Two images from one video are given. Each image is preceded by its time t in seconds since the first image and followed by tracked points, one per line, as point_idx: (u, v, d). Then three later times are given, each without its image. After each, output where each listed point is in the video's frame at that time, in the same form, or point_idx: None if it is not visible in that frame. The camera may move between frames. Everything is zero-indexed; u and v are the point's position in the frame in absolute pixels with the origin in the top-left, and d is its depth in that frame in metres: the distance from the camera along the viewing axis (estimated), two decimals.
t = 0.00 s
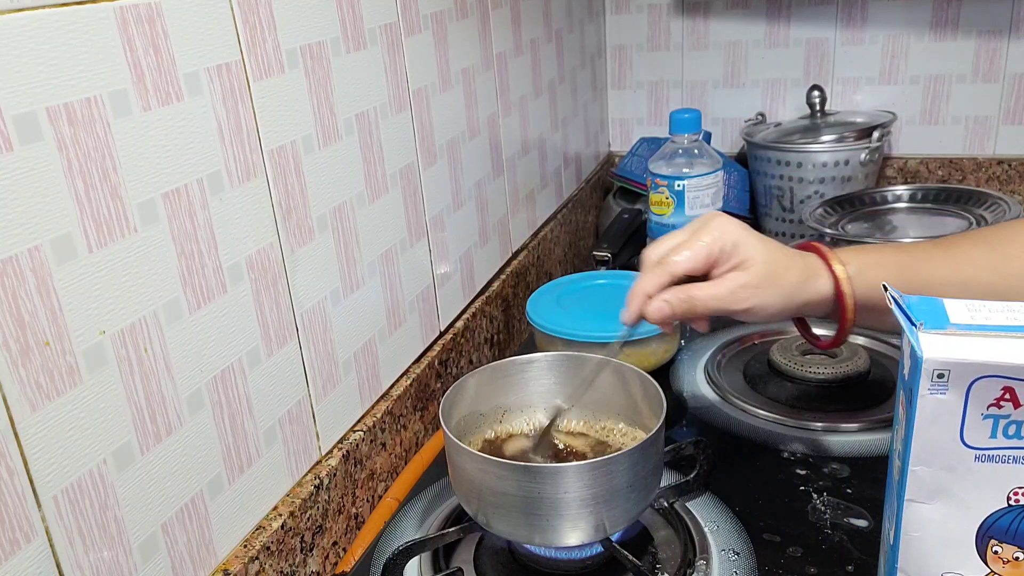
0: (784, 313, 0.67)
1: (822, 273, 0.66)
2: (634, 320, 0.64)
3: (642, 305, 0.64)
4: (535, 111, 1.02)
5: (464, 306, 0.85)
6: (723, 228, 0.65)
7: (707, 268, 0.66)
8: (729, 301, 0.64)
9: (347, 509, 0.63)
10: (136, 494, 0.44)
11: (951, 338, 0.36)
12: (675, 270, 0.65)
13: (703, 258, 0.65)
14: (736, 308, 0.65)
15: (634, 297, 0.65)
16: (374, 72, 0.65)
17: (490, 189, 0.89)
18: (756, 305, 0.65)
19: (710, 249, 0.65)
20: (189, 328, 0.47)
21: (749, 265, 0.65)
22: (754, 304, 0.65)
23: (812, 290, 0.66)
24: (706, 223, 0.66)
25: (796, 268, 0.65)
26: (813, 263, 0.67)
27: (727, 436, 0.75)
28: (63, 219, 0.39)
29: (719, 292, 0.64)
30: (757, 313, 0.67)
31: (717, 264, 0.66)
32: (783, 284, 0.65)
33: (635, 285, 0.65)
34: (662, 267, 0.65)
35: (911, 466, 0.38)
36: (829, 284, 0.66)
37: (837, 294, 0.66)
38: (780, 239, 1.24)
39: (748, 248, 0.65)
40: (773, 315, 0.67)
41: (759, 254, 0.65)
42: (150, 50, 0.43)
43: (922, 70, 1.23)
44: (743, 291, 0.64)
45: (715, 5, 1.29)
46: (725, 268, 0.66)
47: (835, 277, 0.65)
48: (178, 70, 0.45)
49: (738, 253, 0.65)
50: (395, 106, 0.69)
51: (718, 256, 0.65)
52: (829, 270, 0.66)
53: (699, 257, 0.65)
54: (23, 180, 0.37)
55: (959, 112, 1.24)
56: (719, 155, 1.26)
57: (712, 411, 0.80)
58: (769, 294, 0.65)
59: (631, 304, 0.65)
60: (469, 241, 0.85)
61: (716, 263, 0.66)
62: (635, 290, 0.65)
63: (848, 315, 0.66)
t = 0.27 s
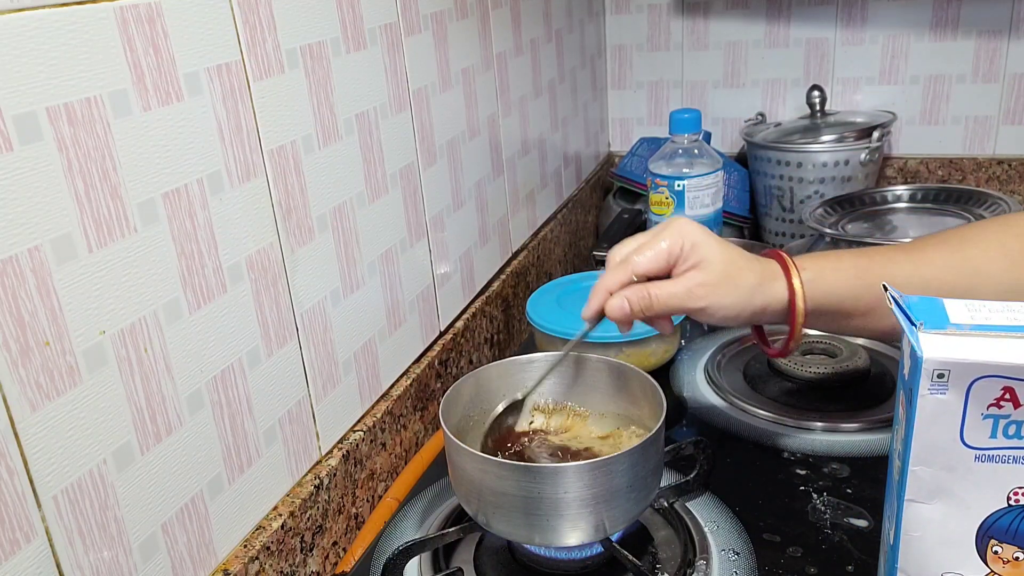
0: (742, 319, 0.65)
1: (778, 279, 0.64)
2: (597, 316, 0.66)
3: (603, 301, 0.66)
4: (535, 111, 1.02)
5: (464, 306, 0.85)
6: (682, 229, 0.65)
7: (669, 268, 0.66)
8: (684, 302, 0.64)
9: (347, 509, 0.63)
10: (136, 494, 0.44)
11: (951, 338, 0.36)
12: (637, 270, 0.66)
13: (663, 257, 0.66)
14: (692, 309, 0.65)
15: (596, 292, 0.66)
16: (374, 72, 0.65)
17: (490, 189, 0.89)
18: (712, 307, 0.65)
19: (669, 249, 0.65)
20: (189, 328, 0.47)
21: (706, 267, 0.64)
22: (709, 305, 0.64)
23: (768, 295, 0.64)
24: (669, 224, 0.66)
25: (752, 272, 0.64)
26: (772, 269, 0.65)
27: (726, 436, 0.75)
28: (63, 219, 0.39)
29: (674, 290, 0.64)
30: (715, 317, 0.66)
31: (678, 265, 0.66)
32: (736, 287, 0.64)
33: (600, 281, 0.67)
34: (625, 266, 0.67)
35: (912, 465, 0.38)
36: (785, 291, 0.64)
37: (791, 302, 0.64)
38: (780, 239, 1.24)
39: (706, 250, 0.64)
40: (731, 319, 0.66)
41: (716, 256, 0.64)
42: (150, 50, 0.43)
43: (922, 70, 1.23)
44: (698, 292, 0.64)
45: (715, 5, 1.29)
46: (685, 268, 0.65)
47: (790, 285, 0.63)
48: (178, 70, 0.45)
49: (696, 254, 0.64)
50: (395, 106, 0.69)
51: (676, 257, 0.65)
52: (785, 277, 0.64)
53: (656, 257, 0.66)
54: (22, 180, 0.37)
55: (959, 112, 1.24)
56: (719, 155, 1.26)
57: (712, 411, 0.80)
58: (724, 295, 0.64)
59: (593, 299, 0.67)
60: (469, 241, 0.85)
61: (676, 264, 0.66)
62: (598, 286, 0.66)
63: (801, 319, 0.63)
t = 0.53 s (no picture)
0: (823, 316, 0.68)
1: (863, 278, 0.67)
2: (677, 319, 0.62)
3: (687, 298, 0.63)
4: (535, 111, 1.02)
5: (464, 306, 0.85)
6: (765, 222, 0.66)
7: (748, 263, 0.67)
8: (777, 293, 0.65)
9: (347, 509, 0.63)
10: (136, 494, 0.44)
11: (952, 338, 0.36)
12: (719, 263, 0.65)
13: (749, 250, 0.66)
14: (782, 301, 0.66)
15: (680, 289, 0.63)
16: (374, 72, 0.65)
17: (490, 189, 0.89)
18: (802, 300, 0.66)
19: (756, 241, 0.66)
20: (189, 328, 0.47)
21: (789, 259, 0.66)
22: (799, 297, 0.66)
23: (853, 294, 0.67)
24: (746, 218, 0.67)
25: (840, 269, 0.66)
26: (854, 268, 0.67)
27: (726, 436, 0.75)
28: (63, 218, 0.39)
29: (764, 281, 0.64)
30: (802, 310, 0.67)
31: (760, 258, 0.67)
32: (829, 281, 0.66)
33: (681, 277, 0.64)
34: (702, 259, 0.65)
35: (911, 465, 0.38)
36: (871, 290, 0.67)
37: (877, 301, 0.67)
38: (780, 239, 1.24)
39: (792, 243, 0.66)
40: (817, 313, 0.67)
41: (799, 250, 0.66)
42: (150, 50, 0.43)
43: (922, 70, 1.23)
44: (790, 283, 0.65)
45: (715, 5, 1.29)
46: (767, 262, 0.67)
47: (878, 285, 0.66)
48: (178, 70, 0.45)
49: (778, 249, 0.66)
50: (395, 106, 0.69)
51: (760, 250, 0.66)
52: (869, 278, 0.67)
53: (739, 250, 0.66)
54: (22, 179, 0.37)
55: (959, 112, 1.24)
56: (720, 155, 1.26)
57: (712, 411, 0.80)
58: (817, 288, 0.66)
59: (675, 298, 0.63)
60: (469, 241, 0.85)
61: (757, 259, 0.67)
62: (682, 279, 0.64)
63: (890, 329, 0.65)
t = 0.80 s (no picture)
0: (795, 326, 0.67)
1: (818, 297, 0.66)
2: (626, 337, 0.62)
3: (639, 315, 0.62)
4: (535, 111, 1.02)
5: (464, 306, 0.85)
6: (721, 242, 0.66)
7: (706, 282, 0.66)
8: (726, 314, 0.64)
9: (347, 509, 0.63)
10: (136, 495, 0.44)
11: (952, 338, 0.36)
12: (672, 283, 0.65)
13: (703, 270, 0.65)
14: (733, 322, 0.65)
15: (629, 305, 0.63)
16: (374, 72, 0.65)
17: (490, 189, 0.89)
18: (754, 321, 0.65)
19: (710, 261, 0.65)
20: (189, 328, 0.47)
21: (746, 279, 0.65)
22: (752, 319, 0.65)
23: (809, 314, 0.65)
24: (702, 240, 0.67)
25: (794, 289, 0.65)
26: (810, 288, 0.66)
27: (726, 436, 0.75)
28: (63, 218, 0.39)
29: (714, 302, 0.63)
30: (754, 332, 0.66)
31: (715, 279, 0.66)
32: (781, 300, 0.64)
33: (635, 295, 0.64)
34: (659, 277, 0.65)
35: (911, 465, 0.38)
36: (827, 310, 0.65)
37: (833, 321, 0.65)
38: (780, 239, 1.24)
39: (747, 262, 0.65)
40: (771, 334, 0.66)
41: (756, 271, 0.65)
42: (150, 50, 0.43)
43: (922, 70, 1.23)
44: (741, 303, 0.64)
45: (715, 5, 1.29)
46: (724, 281, 0.66)
47: (833, 305, 0.65)
48: (178, 70, 0.45)
49: (735, 269, 0.65)
50: (395, 106, 0.69)
51: (717, 269, 0.65)
52: (824, 296, 0.66)
53: (693, 270, 0.65)
54: (23, 179, 0.37)
55: (959, 112, 1.24)
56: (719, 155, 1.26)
57: (712, 411, 0.80)
58: (768, 310, 0.64)
59: (627, 314, 0.63)
60: (469, 241, 0.85)
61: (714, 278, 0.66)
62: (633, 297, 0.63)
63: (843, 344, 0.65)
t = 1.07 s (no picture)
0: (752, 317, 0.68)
1: (776, 287, 0.67)
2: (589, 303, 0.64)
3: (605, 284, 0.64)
4: (535, 111, 1.02)
5: (464, 306, 0.85)
6: (694, 223, 0.65)
7: (672, 260, 0.66)
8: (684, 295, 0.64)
9: (347, 509, 0.63)
10: (136, 495, 0.44)
11: (951, 338, 0.36)
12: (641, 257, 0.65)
13: (670, 247, 0.65)
14: (690, 303, 0.65)
15: (600, 273, 0.65)
16: (374, 72, 0.65)
17: (490, 189, 0.89)
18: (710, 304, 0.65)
19: (679, 240, 0.65)
20: (189, 328, 0.47)
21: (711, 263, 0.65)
22: (710, 302, 0.65)
23: (765, 301, 0.66)
24: (677, 216, 0.66)
25: (753, 276, 0.65)
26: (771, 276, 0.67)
27: (726, 435, 0.75)
28: (63, 219, 0.39)
29: (675, 281, 0.64)
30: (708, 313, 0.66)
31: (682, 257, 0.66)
32: (738, 288, 0.65)
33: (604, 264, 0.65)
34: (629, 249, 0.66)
35: (912, 466, 0.38)
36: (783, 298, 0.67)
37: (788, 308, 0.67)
38: (780, 239, 1.24)
39: (713, 247, 0.65)
40: (725, 316, 0.67)
41: (722, 255, 0.65)
42: (150, 50, 0.43)
43: (922, 70, 1.23)
44: (700, 287, 0.64)
45: (715, 5, 1.29)
46: (689, 262, 0.66)
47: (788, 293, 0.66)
48: (178, 70, 0.45)
49: (702, 250, 0.65)
50: (395, 106, 0.69)
51: (684, 249, 0.65)
52: (783, 285, 0.67)
53: (662, 247, 0.65)
54: (23, 179, 0.37)
55: (959, 112, 1.24)
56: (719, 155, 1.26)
57: (712, 411, 0.80)
58: (725, 295, 0.65)
59: (596, 281, 0.65)
60: (468, 241, 0.85)
61: (680, 257, 0.66)
62: (604, 267, 0.65)
63: (796, 330, 0.66)
